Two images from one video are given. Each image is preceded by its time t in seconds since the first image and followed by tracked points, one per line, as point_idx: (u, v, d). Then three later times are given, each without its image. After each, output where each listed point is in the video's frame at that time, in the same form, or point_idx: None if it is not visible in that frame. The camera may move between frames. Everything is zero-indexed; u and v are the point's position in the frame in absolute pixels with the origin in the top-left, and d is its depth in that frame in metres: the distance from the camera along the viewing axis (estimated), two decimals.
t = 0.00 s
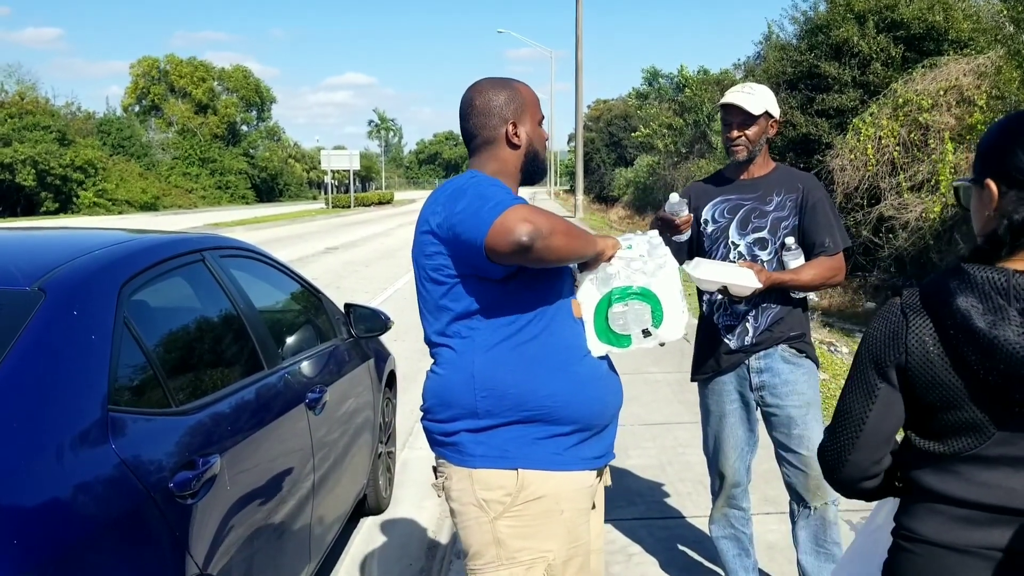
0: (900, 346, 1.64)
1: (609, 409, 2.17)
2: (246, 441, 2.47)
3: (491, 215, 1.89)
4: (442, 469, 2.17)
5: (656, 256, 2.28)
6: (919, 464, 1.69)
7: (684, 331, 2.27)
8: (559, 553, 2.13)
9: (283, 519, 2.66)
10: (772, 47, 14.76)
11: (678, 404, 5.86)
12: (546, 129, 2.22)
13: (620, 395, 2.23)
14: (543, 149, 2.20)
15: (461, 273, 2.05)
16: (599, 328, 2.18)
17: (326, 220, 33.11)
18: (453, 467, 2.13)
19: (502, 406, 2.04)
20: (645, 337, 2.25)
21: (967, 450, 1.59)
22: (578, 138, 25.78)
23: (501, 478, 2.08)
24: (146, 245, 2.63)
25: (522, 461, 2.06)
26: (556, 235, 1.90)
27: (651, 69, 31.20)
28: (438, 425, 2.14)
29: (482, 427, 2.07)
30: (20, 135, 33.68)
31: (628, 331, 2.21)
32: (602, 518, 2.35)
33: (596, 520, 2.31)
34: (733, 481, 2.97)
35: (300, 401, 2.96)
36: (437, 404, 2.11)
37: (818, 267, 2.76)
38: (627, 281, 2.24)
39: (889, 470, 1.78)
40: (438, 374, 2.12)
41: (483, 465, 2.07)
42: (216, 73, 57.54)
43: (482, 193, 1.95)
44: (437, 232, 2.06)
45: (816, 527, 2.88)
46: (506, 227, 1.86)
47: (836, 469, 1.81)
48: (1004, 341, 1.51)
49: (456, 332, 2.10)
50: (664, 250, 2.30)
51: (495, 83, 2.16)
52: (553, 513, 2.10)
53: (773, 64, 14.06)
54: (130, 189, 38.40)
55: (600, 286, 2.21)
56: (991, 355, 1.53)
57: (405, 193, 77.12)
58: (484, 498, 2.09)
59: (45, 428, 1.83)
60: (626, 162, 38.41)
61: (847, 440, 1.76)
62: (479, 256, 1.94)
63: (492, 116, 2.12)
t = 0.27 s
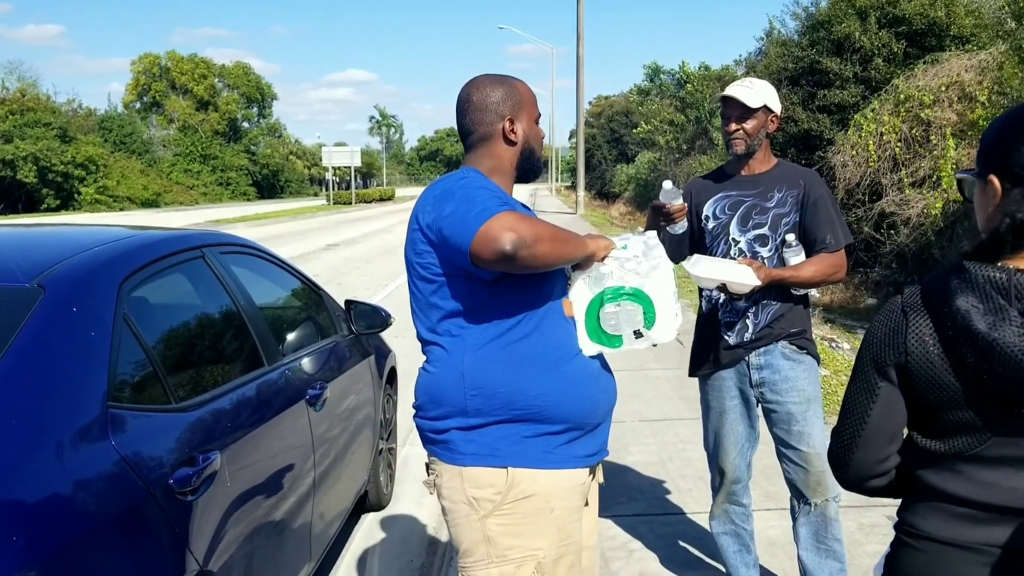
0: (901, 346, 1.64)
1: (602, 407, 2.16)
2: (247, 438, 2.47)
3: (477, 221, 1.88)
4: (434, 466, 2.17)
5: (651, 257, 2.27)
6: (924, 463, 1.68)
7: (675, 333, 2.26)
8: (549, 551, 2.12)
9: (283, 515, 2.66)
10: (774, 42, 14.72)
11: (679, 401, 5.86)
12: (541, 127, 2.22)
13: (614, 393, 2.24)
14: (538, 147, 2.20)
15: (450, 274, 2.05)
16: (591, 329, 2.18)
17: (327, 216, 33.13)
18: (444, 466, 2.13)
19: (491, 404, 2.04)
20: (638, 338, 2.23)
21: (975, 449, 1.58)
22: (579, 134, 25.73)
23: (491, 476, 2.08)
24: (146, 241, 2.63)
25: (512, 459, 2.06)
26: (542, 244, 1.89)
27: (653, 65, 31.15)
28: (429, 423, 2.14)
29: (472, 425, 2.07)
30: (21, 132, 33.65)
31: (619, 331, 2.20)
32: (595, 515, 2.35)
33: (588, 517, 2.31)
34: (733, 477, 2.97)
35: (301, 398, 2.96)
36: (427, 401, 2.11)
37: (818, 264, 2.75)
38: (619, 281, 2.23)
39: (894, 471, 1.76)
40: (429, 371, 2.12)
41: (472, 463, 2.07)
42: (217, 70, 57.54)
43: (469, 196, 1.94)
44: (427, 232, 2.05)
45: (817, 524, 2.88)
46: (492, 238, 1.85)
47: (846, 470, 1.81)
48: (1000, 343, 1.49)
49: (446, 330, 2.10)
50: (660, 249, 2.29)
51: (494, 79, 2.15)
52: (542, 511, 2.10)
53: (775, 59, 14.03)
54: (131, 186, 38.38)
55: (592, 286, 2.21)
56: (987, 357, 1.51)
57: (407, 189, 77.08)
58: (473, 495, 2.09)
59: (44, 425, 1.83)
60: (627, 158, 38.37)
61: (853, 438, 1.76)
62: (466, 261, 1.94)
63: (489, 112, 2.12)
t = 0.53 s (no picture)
0: (901, 349, 1.65)
1: (597, 407, 2.17)
2: (248, 437, 2.47)
3: (470, 222, 1.88)
4: (430, 466, 2.18)
5: (649, 258, 2.28)
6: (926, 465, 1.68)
7: (673, 335, 2.27)
8: (545, 550, 2.13)
9: (284, 515, 2.66)
10: (774, 41, 14.71)
11: (679, 399, 5.86)
12: (541, 127, 2.22)
13: (611, 394, 2.24)
14: (538, 147, 2.21)
15: (444, 274, 2.05)
16: (587, 329, 2.18)
17: (327, 215, 33.11)
18: (439, 466, 2.13)
19: (485, 404, 2.04)
20: (633, 340, 2.25)
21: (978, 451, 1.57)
22: (579, 133, 25.71)
23: (486, 476, 2.08)
24: (146, 241, 2.63)
25: (507, 459, 2.06)
26: (534, 247, 1.89)
27: (654, 64, 31.13)
28: (425, 423, 2.14)
29: (466, 425, 2.06)
30: (21, 130, 33.61)
31: (615, 332, 2.21)
32: (593, 513, 2.35)
33: (586, 516, 2.31)
34: (734, 476, 2.97)
35: (302, 398, 2.96)
36: (423, 401, 2.11)
37: (819, 263, 2.75)
38: (616, 282, 2.24)
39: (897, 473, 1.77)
40: (425, 372, 2.12)
41: (467, 463, 2.07)
42: (217, 69, 57.52)
43: (463, 197, 1.93)
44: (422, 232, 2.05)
45: (817, 523, 2.88)
46: (483, 240, 1.85)
47: (848, 469, 1.81)
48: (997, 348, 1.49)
49: (441, 330, 2.10)
50: (658, 251, 2.29)
51: (495, 79, 2.15)
52: (538, 511, 2.10)
53: (776, 58, 14.02)
54: (132, 184, 38.36)
55: (588, 286, 2.21)
56: (984, 361, 1.51)
57: (408, 188, 77.05)
58: (468, 495, 2.10)
59: (45, 425, 1.83)
60: (628, 157, 38.35)
61: (854, 437, 1.77)
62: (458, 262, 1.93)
63: (490, 112, 2.11)
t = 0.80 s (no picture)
0: (903, 349, 1.66)
1: (596, 408, 2.17)
2: (249, 437, 2.48)
3: (470, 222, 1.88)
4: (428, 466, 2.18)
5: (650, 259, 2.27)
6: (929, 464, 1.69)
7: (674, 336, 2.26)
8: (542, 551, 2.12)
9: (284, 515, 2.66)
10: (774, 42, 14.71)
11: (680, 401, 5.86)
12: (540, 125, 2.22)
13: (611, 395, 2.24)
14: (538, 146, 2.21)
15: (444, 274, 2.05)
16: (588, 330, 2.18)
17: (327, 216, 33.14)
18: (437, 466, 2.13)
19: (484, 405, 2.04)
20: (635, 341, 2.24)
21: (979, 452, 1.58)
22: (580, 134, 25.71)
23: (483, 477, 2.08)
24: (146, 241, 2.63)
25: (505, 460, 2.06)
26: (534, 247, 1.88)
27: (654, 66, 31.15)
28: (423, 423, 2.14)
29: (464, 426, 2.06)
30: (21, 131, 33.57)
31: (616, 333, 2.21)
32: (593, 514, 2.35)
33: (585, 517, 2.31)
34: (734, 477, 2.97)
35: (302, 398, 2.96)
36: (422, 401, 2.11)
37: (819, 263, 2.75)
38: (617, 283, 2.24)
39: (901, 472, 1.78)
40: (423, 372, 2.12)
41: (465, 463, 2.07)
42: (218, 69, 57.55)
43: (464, 197, 1.94)
44: (423, 233, 2.05)
45: (817, 524, 2.88)
46: (484, 240, 1.85)
47: (853, 469, 1.82)
48: (997, 350, 1.49)
49: (440, 331, 2.10)
50: (660, 252, 2.29)
51: (491, 79, 2.15)
52: (535, 511, 2.10)
53: (776, 59, 14.03)
54: (132, 185, 38.35)
55: (589, 287, 2.21)
56: (984, 364, 1.51)
57: (408, 189, 77.08)
58: (466, 496, 2.09)
59: (45, 424, 1.83)
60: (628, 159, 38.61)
61: (855, 434, 1.79)
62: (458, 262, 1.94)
63: (489, 113, 2.11)
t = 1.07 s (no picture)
0: (903, 347, 1.68)
1: (599, 408, 2.17)
2: (252, 437, 2.48)
3: (471, 224, 1.89)
4: (432, 466, 2.18)
5: (653, 259, 2.28)
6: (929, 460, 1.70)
7: (675, 337, 2.27)
8: (545, 551, 2.13)
9: (287, 515, 2.67)
10: (776, 42, 14.72)
11: (682, 401, 5.86)
12: (542, 125, 2.22)
13: (614, 395, 2.25)
14: (540, 145, 2.22)
15: (445, 274, 2.06)
16: (591, 330, 2.19)
17: (329, 217, 33.17)
18: (440, 466, 2.14)
19: (486, 405, 2.04)
20: (637, 341, 2.24)
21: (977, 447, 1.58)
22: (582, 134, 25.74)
23: (486, 476, 2.08)
24: (150, 242, 2.63)
25: (507, 460, 2.07)
26: (535, 250, 1.89)
27: (656, 67, 31.16)
28: (427, 423, 2.15)
29: (467, 426, 2.07)
30: (24, 132, 33.62)
31: (618, 334, 2.21)
32: (596, 514, 2.36)
33: (588, 516, 2.32)
34: (736, 478, 2.98)
35: (305, 398, 2.97)
36: (425, 402, 2.12)
37: (820, 263, 2.76)
38: (619, 283, 2.24)
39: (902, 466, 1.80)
40: (426, 372, 2.13)
41: (468, 463, 2.08)
42: (220, 70, 57.60)
43: (465, 199, 1.94)
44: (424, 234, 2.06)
45: (819, 524, 2.88)
46: (484, 243, 1.86)
47: (856, 461, 1.85)
48: (992, 350, 1.50)
49: (443, 331, 2.11)
50: (662, 253, 2.29)
51: (493, 81, 2.16)
52: (538, 511, 2.10)
53: (778, 60, 14.04)
54: (134, 185, 38.41)
55: (590, 288, 2.22)
56: (981, 363, 1.52)
57: (409, 190, 77.14)
58: (469, 496, 2.10)
59: (50, 423, 1.84)
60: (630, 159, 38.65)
61: (859, 428, 1.81)
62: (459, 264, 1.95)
63: (491, 114, 2.12)
